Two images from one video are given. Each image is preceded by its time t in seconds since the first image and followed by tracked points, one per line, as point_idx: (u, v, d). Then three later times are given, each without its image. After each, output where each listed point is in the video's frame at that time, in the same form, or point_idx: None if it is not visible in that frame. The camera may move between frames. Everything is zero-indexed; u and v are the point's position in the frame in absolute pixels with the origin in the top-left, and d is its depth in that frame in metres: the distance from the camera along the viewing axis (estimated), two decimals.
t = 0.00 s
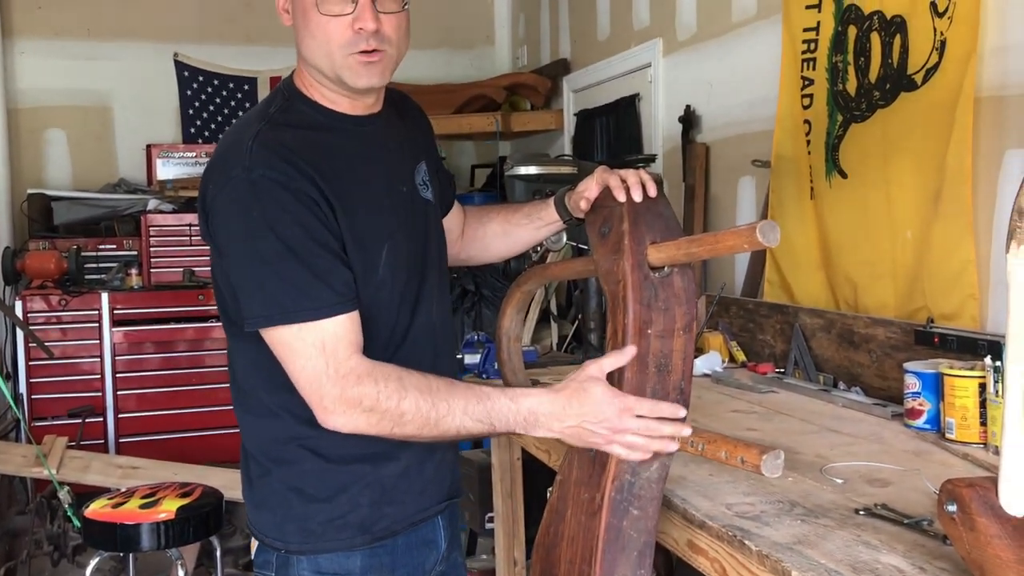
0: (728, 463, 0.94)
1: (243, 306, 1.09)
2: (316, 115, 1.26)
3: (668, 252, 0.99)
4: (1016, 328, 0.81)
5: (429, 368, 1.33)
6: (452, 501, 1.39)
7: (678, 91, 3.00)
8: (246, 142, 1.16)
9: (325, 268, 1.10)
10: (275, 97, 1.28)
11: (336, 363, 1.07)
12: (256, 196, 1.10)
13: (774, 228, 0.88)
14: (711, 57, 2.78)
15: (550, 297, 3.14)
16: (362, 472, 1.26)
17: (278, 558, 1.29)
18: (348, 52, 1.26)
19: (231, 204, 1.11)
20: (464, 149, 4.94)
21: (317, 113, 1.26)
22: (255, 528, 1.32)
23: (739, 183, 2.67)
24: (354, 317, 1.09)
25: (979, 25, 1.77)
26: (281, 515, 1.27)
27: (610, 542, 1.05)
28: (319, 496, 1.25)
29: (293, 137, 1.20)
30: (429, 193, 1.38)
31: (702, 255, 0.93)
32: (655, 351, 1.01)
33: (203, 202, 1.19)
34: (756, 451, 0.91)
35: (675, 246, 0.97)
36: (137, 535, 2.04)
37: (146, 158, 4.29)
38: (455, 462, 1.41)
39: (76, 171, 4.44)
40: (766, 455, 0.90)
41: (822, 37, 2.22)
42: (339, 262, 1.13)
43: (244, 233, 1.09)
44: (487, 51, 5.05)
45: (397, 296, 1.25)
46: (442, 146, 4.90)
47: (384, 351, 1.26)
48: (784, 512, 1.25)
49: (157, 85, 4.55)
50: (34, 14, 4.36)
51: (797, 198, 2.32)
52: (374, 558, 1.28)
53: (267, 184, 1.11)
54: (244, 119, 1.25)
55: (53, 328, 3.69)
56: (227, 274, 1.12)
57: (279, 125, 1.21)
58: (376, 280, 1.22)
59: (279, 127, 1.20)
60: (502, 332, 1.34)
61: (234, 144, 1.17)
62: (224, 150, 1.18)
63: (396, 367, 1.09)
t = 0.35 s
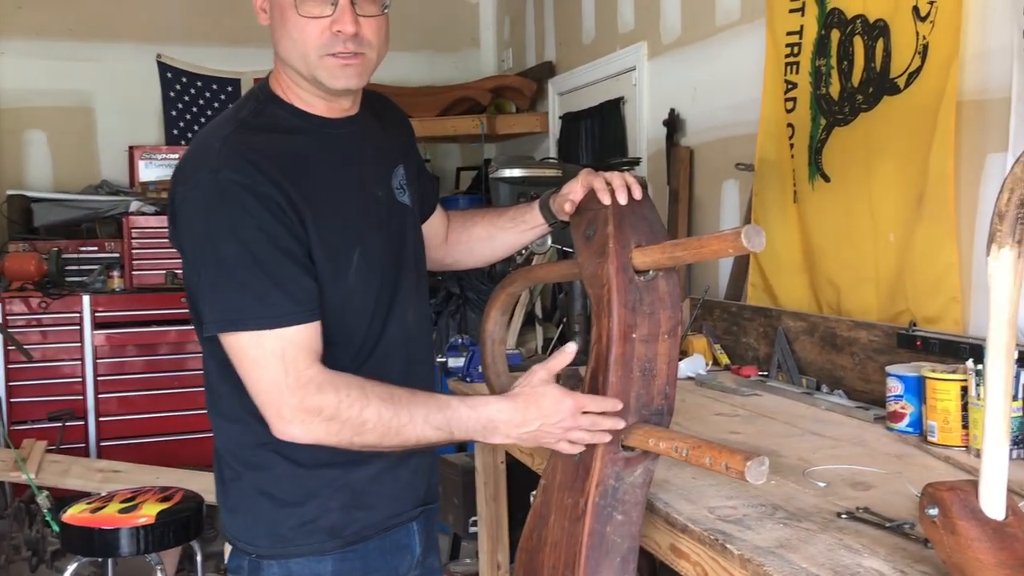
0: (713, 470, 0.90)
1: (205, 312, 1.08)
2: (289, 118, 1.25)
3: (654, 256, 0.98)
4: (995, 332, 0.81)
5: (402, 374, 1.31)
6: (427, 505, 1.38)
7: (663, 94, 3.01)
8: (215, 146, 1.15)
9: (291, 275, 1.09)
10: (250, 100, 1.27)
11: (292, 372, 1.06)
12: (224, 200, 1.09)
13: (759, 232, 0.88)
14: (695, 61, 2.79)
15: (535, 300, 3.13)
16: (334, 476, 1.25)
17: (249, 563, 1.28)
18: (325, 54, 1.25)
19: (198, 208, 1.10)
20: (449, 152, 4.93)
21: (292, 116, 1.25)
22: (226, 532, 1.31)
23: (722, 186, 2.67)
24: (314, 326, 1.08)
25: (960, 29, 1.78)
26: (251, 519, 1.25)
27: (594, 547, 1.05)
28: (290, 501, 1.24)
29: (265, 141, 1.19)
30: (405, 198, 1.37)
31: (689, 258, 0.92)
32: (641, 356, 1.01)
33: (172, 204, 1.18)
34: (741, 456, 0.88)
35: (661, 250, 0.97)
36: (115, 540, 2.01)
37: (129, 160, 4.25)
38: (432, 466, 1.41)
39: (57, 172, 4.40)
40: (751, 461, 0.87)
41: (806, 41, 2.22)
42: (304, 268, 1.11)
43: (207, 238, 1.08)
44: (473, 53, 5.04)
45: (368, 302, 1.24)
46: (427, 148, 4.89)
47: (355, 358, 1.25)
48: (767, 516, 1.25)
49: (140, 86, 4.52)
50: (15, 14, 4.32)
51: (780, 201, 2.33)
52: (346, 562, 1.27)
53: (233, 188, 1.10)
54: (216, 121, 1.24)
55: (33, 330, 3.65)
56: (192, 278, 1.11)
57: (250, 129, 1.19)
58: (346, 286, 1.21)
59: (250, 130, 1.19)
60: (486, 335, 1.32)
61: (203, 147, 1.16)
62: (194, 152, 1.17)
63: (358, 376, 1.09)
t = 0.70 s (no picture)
0: (707, 475, 0.89)
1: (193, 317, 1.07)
2: (278, 120, 1.24)
3: (648, 259, 0.97)
4: (988, 336, 0.81)
5: (392, 381, 1.31)
6: (418, 509, 1.38)
7: (657, 97, 3.01)
8: (203, 149, 1.14)
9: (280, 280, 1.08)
10: (239, 103, 1.26)
11: (281, 376, 1.05)
12: (212, 203, 1.08)
13: (754, 236, 0.87)
14: (689, 63, 2.79)
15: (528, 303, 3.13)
16: (323, 480, 1.24)
17: (238, 567, 1.27)
18: (315, 56, 1.24)
19: (186, 212, 1.09)
20: (443, 154, 4.92)
21: (282, 119, 1.24)
22: (215, 537, 1.29)
23: (716, 190, 2.67)
24: (303, 333, 1.08)
25: (952, 33, 1.79)
26: (239, 523, 1.24)
27: (587, 552, 1.04)
28: (279, 505, 1.23)
29: (253, 144, 1.18)
30: (395, 201, 1.36)
31: (683, 263, 0.91)
32: (633, 360, 1.00)
33: (159, 207, 1.17)
34: (735, 462, 0.87)
35: (654, 254, 0.96)
36: (106, 544, 2.00)
37: (120, 162, 4.23)
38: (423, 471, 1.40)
39: (48, 173, 4.37)
40: (744, 467, 0.85)
41: (800, 44, 2.22)
42: (292, 272, 1.11)
43: (196, 242, 1.07)
44: (466, 56, 5.04)
45: (358, 305, 1.24)
46: (421, 150, 4.88)
47: (345, 362, 1.24)
48: (760, 520, 1.24)
49: (132, 88, 4.50)
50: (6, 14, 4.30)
51: (773, 205, 2.33)
52: (335, 567, 1.27)
53: (221, 192, 1.09)
54: (205, 124, 1.23)
55: (24, 332, 3.62)
56: (180, 282, 1.11)
57: (239, 132, 1.19)
58: (336, 289, 1.20)
59: (239, 133, 1.19)
60: (479, 338, 1.31)
61: (192, 150, 1.16)
62: (182, 155, 1.17)
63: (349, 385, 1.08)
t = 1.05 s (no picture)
0: (711, 479, 0.89)
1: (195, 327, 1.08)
2: (280, 128, 1.24)
3: (652, 266, 0.98)
4: (993, 343, 0.81)
5: (391, 389, 1.31)
6: (421, 513, 1.38)
7: (660, 103, 3.01)
8: (208, 159, 1.15)
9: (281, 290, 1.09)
10: (241, 112, 1.27)
11: (279, 388, 1.05)
12: (216, 213, 1.09)
13: (759, 243, 0.88)
14: (692, 70, 2.80)
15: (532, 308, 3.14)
16: (327, 485, 1.24)
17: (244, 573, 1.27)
18: (367, 92, 1.21)
19: (191, 222, 1.10)
20: (446, 160, 4.94)
21: (287, 128, 1.24)
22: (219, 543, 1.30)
23: (720, 195, 2.68)
24: (302, 345, 1.08)
25: (954, 38, 1.79)
26: (244, 529, 1.25)
27: (592, 557, 1.04)
28: (283, 511, 1.23)
29: (258, 154, 1.19)
30: (395, 207, 1.37)
31: (689, 270, 0.92)
32: (639, 365, 1.01)
33: (163, 217, 1.17)
34: (740, 466, 0.87)
35: (660, 261, 0.96)
36: (112, 550, 2.00)
37: (125, 167, 4.25)
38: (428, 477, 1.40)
39: (53, 179, 4.39)
40: (749, 470, 0.86)
41: (803, 50, 2.23)
42: (294, 281, 1.11)
43: (198, 252, 1.08)
44: (469, 61, 5.05)
45: (361, 313, 1.24)
46: (424, 156, 4.90)
47: (347, 370, 1.25)
48: (765, 526, 1.24)
49: (137, 94, 4.51)
50: (12, 20, 4.32)
51: (777, 210, 2.33)
52: (340, 572, 1.27)
53: (225, 203, 1.10)
54: (208, 134, 1.24)
55: (29, 338, 3.64)
56: (183, 292, 1.11)
57: (243, 142, 1.19)
58: (339, 297, 1.21)
59: (243, 144, 1.19)
60: (483, 344, 1.32)
61: (196, 161, 1.16)
62: (186, 166, 1.17)
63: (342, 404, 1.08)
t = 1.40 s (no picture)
0: (695, 475, 0.89)
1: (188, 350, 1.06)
2: (289, 146, 1.23)
3: (632, 266, 0.98)
4: (996, 346, 0.81)
5: (387, 401, 1.29)
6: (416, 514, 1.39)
7: (663, 105, 3.02)
8: (216, 181, 1.13)
9: (280, 318, 1.07)
10: (250, 127, 1.24)
11: (256, 421, 1.03)
12: (218, 240, 1.06)
13: (735, 239, 0.87)
14: (694, 72, 2.81)
15: (536, 311, 3.14)
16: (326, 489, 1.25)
17: None
18: (375, 133, 1.21)
19: (191, 247, 1.07)
20: (450, 163, 4.95)
21: (295, 146, 1.23)
22: (217, 545, 1.30)
23: (723, 197, 2.68)
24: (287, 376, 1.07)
25: (957, 41, 1.79)
26: (243, 532, 1.25)
27: (581, 558, 1.03)
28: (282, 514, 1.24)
29: (264, 176, 1.16)
30: (397, 217, 1.37)
31: (671, 268, 0.92)
32: (622, 365, 1.01)
33: (166, 233, 1.16)
34: (724, 459, 0.87)
35: (639, 260, 0.97)
36: (117, 553, 2.01)
37: (130, 172, 4.26)
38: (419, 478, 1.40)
39: (58, 184, 4.40)
40: (733, 465, 0.86)
41: (806, 52, 2.23)
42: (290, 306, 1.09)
43: (197, 278, 1.05)
44: (472, 65, 5.07)
45: (363, 331, 1.23)
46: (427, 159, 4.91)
47: (347, 381, 1.24)
48: (769, 528, 1.24)
49: (141, 98, 4.53)
50: (17, 25, 4.34)
51: (781, 214, 2.33)
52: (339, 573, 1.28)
53: (226, 229, 1.07)
54: (216, 151, 1.22)
55: (34, 342, 3.65)
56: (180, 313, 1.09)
57: (249, 164, 1.17)
58: (341, 315, 1.19)
59: (251, 165, 1.17)
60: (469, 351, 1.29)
61: (203, 181, 1.14)
62: (192, 185, 1.15)
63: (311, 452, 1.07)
